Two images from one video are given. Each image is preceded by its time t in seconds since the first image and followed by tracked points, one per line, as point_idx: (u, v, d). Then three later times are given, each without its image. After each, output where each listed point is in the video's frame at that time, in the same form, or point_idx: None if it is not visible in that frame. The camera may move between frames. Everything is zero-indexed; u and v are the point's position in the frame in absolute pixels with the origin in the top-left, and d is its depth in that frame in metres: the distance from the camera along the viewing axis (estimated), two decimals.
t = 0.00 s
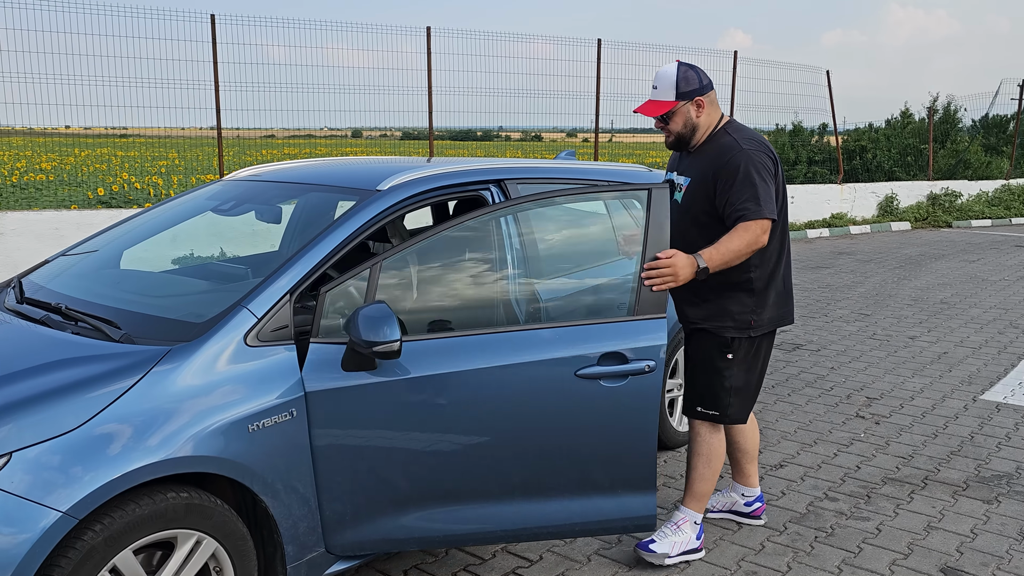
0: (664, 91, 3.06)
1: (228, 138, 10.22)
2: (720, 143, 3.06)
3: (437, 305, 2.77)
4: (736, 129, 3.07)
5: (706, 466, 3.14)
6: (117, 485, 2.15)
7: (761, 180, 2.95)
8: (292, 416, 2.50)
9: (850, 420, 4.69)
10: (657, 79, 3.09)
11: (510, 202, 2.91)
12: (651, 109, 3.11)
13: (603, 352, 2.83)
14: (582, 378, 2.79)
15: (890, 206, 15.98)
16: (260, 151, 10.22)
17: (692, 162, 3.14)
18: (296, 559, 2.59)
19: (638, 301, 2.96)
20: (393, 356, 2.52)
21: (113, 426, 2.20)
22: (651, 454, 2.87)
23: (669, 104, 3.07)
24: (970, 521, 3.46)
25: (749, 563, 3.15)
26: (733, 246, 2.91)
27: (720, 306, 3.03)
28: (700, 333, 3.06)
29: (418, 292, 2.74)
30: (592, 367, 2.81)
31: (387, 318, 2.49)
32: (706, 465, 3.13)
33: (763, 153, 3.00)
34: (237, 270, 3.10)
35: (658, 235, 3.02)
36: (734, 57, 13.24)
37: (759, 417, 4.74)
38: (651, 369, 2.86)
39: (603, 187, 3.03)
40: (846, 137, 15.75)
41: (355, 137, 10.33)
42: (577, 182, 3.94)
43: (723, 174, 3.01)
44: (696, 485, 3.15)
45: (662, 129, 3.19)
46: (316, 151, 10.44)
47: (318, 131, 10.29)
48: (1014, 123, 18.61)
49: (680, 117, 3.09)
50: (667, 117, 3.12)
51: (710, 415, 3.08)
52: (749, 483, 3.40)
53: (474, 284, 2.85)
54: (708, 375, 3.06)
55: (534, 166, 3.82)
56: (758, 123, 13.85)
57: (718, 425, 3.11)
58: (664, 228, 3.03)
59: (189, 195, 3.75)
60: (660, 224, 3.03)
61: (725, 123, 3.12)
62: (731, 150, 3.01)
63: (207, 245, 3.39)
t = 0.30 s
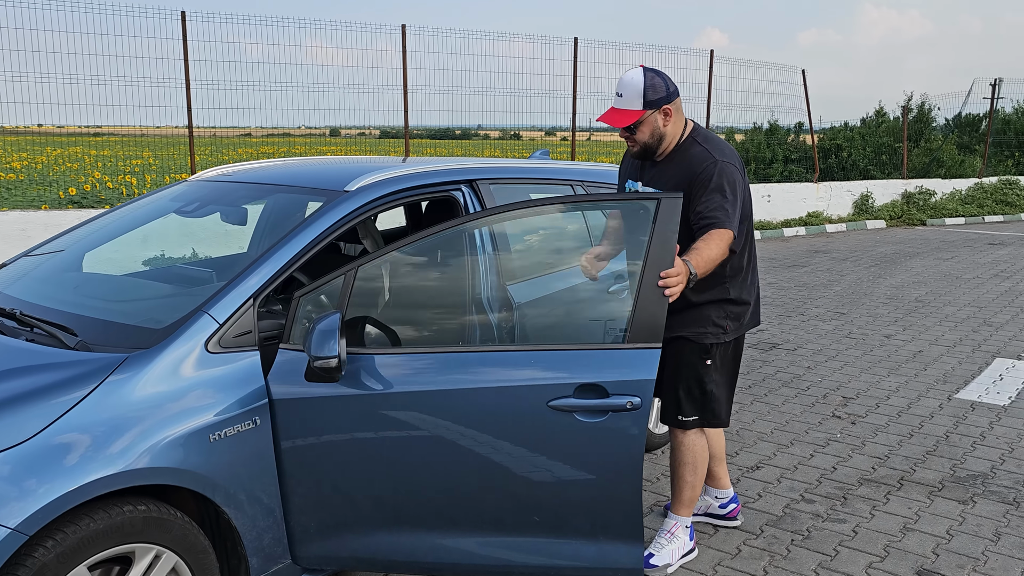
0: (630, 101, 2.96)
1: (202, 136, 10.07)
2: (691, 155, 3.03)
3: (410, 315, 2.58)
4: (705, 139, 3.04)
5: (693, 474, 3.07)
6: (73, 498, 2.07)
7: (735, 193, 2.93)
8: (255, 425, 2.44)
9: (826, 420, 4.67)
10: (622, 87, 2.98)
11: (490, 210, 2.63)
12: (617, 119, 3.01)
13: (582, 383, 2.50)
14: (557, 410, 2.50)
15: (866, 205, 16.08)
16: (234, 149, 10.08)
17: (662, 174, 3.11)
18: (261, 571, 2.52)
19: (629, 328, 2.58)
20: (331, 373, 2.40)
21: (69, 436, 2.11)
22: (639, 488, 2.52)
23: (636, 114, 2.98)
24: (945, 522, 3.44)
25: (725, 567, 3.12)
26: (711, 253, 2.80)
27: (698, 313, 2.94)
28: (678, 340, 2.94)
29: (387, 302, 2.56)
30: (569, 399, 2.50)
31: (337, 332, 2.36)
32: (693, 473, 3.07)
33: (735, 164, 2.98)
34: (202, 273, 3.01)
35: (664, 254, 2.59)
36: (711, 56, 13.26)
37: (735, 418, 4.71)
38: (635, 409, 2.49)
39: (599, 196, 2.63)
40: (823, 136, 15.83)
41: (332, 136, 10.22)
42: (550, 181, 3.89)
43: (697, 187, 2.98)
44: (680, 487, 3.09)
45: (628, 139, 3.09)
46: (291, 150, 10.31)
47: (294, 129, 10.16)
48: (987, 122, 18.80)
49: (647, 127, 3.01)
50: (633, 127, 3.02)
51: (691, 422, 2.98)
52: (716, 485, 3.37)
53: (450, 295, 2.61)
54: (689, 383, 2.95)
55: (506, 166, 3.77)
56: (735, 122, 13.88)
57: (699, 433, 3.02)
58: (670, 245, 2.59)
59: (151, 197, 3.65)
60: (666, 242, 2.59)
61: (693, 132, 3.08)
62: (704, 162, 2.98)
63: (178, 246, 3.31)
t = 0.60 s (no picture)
0: (607, 79, 2.93)
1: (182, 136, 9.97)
2: (658, 148, 3.00)
3: (396, 316, 2.54)
4: (670, 131, 3.02)
5: (673, 479, 3.04)
6: (46, 507, 2.01)
7: (707, 184, 2.92)
8: (233, 430, 2.40)
9: (811, 420, 4.67)
10: (600, 65, 2.97)
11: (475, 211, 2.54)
12: (591, 96, 2.96)
13: (564, 396, 2.44)
14: (537, 424, 2.44)
15: (846, 204, 16.17)
16: (214, 149, 9.99)
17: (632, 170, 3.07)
18: None
19: (616, 336, 2.52)
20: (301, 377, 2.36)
21: (42, 443, 2.05)
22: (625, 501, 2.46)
23: (611, 93, 2.94)
24: (931, 521, 3.44)
25: (711, 570, 3.09)
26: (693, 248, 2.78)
27: (676, 317, 2.88)
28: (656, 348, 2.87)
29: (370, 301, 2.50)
30: (549, 413, 2.44)
31: (309, 338, 2.29)
32: (673, 478, 3.03)
33: (702, 154, 2.98)
34: (180, 274, 2.96)
35: (654, 259, 2.55)
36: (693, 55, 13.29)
37: (720, 418, 4.69)
38: (619, 424, 2.43)
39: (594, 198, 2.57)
40: (804, 135, 15.90)
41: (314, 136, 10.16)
42: (533, 181, 3.86)
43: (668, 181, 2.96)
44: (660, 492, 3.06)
45: (596, 124, 3.02)
46: (272, 150, 10.24)
47: (275, 129, 10.09)
48: (965, 122, 18.96)
49: (620, 109, 2.96)
50: (605, 108, 2.97)
51: (669, 430, 2.92)
52: (637, 464, 3.71)
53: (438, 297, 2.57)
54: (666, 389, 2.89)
55: (489, 165, 3.73)
56: (716, 121, 13.91)
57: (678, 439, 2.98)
58: (660, 252, 2.55)
59: (127, 197, 3.58)
60: (656, 247, 2.56)
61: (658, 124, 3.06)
62: (672, 156, 2.97)
63: (157, 247, 3.24)
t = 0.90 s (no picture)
0: (578, 76, 2.91)
1: (166, 136, 9.88)
2: (624, 146, 3.00)
3: (384, 320, 2.51)
4: (628, 127, 3.05)
5: (663, 477, 3.02)
6: (29, 516, 1.96)
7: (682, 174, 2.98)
8: (221, 435, 2.36)
9: (800, 420, 4.66)
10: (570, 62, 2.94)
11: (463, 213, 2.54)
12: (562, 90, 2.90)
13: (559, 397, 2.42)
14: (532, 426, 2.41)
15: (831, 204, 16.24)
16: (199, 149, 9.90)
17: (600, 170, 3.03)
18: None
19: (611, 338, 2.49)
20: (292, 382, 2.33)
21: (25, 450, 2.00)
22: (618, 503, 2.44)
23: (582, 89, 2.91)
24: (920, 522, 3.44)
25: (703, 573, 3.07)
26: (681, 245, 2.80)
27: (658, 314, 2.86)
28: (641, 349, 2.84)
29: (356, 303, 2.47)
30: (543, 416, 2.41)
31: (299, 341, 2.26)
32: (664, 477, 3.01)
33: (663, 146, 3.04)
34: (166, 277, 2.91)
35: (647, 260, 2.52)
36: (679, 56, 13.30)
37: (710, 419, 4.68)
38: (614, 425, 2.41)
39: (587, 199, 2.57)
40: (789, 136, 15.97)
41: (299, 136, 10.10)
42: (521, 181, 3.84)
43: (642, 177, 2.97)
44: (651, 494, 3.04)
45: (563, 121, 2.95)
46: (257, 150, 10.16)
47: (259, 129, 10.01)
48: (948, 123, 19.11)
49: (589, 106, 2.93)
50: (574, 105, 2.92)
51: (663, 427, 2.91)
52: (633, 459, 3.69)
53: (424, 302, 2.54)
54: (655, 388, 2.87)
55: (478, 165, 3.70)
56: (702, 122, 13.95)
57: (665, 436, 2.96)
58: (654, 251, 2.52)
59: (109, 199, 3.52)
60: (649, 248, 2.53)
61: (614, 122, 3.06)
62: (640, 151, 2.99)
63: (142, 250, 3.20)
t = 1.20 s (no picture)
0: (519, 88, 2.94)
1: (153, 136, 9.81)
2: (571, 147, 3.07)
3: (367, 324, 2.47)
4: (565, 129, 3.13)
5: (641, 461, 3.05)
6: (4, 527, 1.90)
7: (632, 162, 3.12)
8: (203, 442, 2.30)
9: (790, 422, 4.64)
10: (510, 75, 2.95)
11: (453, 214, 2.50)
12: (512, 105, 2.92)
13: (548, 400, 2.37)
14: (521, 431, 2.37)
15: (819, 204, 16.28)
16: (186, 150, 9.83)
17: (553, 174, 3.06)
18: None
19: (601, 341, 2.45)
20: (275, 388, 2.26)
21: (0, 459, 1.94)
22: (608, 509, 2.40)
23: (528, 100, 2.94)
24: (912, 525, 3.42)
25: None
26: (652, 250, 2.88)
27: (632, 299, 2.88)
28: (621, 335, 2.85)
29: (342, 306, 2.43)
30: (531, 421, 2.37)
31: (282, 346, 2.20)
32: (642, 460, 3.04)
33: (603, 140, 3.15)
34: (148, 280, 2.86)
35: (636, 262, 2.50)
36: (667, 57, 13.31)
37: (699, 421, 4.65)
38: (604, 430, 2.36)
39: (577, 200, 2.54)
40: (777, 137, 16.00)
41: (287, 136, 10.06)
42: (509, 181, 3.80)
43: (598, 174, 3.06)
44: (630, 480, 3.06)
45: (515, 133, 2.95)
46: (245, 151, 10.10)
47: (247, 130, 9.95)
48: (935, 124, 19.20)
49: (536, 116, 2.97)
50: (524, 115, 2.94)
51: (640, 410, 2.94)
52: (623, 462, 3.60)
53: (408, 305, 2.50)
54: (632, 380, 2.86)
55: (466, 166, 3.66)
56: (690, 123, 13.96)
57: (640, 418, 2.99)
58: (644, 253, 2.51)
59: (90, 201, 3.46)
60: (640, 250, 2.51)
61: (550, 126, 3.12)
62: (589, 148, 3.07)
63: (126, 250, 3.11)
